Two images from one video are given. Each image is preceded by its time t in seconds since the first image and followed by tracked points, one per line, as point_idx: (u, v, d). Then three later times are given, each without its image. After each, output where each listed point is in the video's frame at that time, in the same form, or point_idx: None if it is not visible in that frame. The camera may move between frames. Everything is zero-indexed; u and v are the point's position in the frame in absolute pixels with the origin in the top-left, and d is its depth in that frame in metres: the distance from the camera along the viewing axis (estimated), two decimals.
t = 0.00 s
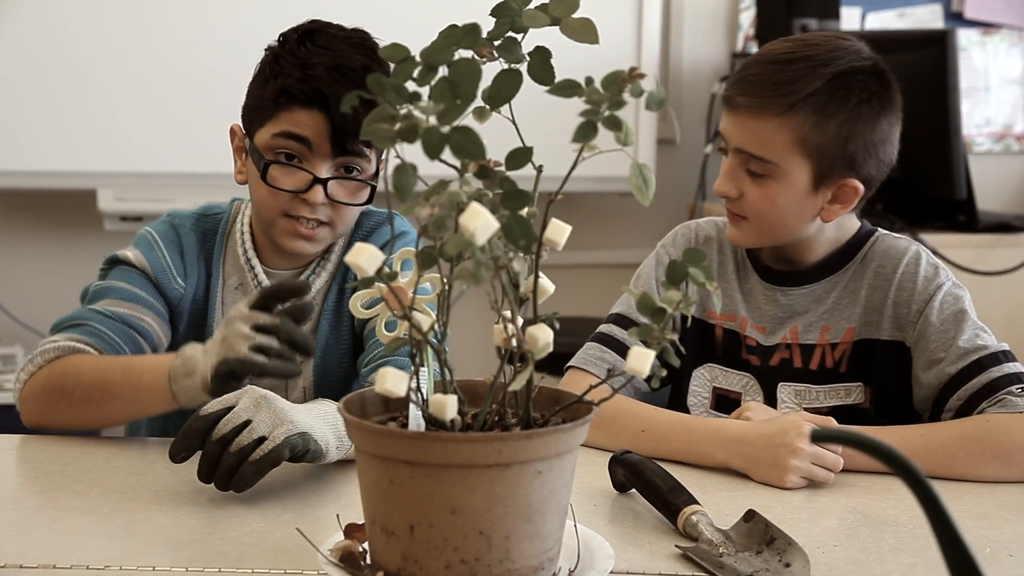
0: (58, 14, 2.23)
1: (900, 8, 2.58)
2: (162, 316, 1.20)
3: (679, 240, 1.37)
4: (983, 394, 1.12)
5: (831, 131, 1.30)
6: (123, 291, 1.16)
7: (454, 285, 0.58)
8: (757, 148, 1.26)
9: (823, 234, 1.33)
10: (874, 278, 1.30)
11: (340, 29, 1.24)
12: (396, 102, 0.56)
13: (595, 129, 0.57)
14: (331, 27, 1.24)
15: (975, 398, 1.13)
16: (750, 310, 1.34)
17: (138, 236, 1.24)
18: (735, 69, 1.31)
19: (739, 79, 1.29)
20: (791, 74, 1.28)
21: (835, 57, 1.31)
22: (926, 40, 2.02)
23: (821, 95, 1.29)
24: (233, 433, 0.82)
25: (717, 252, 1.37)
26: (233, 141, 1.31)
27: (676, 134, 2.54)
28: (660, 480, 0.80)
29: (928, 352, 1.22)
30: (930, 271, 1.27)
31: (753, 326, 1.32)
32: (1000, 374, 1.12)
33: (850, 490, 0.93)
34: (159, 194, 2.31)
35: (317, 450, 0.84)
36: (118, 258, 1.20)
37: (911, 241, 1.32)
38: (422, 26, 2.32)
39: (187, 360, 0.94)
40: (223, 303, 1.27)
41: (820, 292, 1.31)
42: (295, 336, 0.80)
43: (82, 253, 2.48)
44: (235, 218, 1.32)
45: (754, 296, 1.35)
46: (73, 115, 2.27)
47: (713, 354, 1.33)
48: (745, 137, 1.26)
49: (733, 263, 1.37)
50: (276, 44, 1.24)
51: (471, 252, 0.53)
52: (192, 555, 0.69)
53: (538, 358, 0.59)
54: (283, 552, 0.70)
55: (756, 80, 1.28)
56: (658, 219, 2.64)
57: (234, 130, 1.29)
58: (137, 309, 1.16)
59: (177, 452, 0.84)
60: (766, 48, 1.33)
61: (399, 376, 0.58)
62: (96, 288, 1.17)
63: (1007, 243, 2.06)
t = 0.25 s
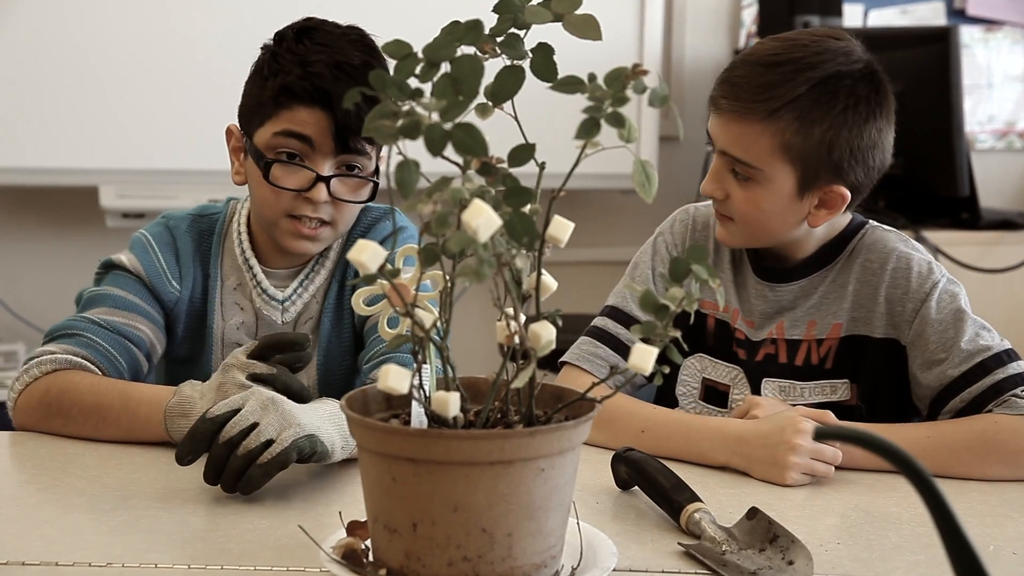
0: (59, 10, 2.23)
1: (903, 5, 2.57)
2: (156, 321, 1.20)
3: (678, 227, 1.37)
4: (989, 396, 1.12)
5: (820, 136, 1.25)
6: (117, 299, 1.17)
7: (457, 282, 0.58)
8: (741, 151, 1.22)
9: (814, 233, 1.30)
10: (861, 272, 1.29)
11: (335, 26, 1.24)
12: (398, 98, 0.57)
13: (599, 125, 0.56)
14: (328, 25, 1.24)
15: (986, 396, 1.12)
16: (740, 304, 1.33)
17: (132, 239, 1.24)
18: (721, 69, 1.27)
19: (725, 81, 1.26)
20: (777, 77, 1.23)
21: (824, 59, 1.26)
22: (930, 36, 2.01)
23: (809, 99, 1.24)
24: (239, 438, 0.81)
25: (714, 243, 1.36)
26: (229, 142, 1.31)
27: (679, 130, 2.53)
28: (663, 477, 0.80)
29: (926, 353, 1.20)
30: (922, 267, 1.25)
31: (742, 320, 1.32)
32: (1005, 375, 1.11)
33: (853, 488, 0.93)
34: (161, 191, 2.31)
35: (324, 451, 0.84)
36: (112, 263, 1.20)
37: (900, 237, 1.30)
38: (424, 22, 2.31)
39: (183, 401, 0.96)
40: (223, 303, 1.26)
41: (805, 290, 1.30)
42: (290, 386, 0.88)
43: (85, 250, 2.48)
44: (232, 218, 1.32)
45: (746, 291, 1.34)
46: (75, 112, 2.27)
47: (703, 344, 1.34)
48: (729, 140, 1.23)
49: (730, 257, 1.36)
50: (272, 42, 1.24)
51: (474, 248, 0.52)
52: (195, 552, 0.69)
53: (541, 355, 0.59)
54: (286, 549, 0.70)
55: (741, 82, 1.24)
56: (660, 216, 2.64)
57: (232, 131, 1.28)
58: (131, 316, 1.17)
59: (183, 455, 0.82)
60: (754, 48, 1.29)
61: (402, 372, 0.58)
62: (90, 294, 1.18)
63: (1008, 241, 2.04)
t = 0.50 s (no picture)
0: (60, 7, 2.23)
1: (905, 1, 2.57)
2: (163, 312, 1.20)
3: (681, 227, 1.36)
4: (1001, 393, 1.12)
5: (813, 158, 1.23)
6: (125, 288, 1.16)
7: (459, 278, 0.58)
8: (732, 165, 1.21)
9: (806, 246, 1.29)
10: (854, 275, 1.28)
11: (333, 24, 1.24)
12: (401, 94, 0.56)
13: (602, 121, 0.56)
14: (326, 23, 1.23)
15: (1001, 390, 1.12)
16: (739, 304, 1.33)
17: (137, 233, 1.24)
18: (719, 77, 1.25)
19: (721, 91, 1.23)
20: (774, 95, 1.21)
21: (824, 80, 1.23)
22: (933, 33, 2.01)
23: (804, 120, 1.22)
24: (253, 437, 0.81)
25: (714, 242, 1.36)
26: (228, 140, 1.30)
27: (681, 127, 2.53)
28: (666, 474, 0.80)
29: (931, 354, 1.20)
30: (919, 271, 1.25)
31: (741, 320, 1.32)
32: (1016, 370, 1.13)
33: (856, 485, 0.93)
34: (162, 187, 2.31)
35: (333, 449, 0.84)
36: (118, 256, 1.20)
37: (892, 240, 1.29)
38: (426, 18, 2.31)
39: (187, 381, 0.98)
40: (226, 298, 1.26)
41: (799, 295, 1.29)
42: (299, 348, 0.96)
43: (87, 246, 2.48)
44: (235, 213, 1.31)
45: (746, 289, 1.34)
46: (77, 108, 2.27)
47: (704, 344, 1.34)
48: (721, 152, 1.21)
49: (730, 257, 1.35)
50: (269, 42, 1.23)
51: (476, 245, 0.52)
52: (196, 549, 0.69)
53: (543, 351, 0.59)
54: (288, 547, 0.70)
55: (737, 96, 1.21)
56: (662, 212, 2.63)
57: (230, 130, 1.28)
58: (140, 305, 1.16)
59: (193, 452, 0.83)
60: (755, 57, 1.26)
61: (404, 369, 0.58)
62: (97, 287, 1.17)
63: (1011, 238, 2.04)
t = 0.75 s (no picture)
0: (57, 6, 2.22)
1: None
2: (158, 311, 1.20)
3: (684, 228, 1.37)
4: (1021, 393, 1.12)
5: (813, 162, 1.23)
6: (119, 287, 1.16)
7: (455, 277, 0.58)
8: (731, 171, 1.21)
9: (808, 248, 1.29)
10: (862, 282, 1.27)
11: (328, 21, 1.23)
12: (398, 93, 0.56)
13: (598, 119, 0.56)
14: (321, 21, 1.24)
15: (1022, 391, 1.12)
16: (741, 305, 1.34)
17: (134, 232, 1.24)
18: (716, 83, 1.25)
19: (719, 98, 1.24)
20: (771, 101, 1.21)
21: (822, 84, 1.23)
22: (931, 31, 2.01)
23: (803, 125, 1.22)
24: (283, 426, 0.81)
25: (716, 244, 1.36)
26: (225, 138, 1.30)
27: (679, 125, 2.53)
28: (663, 473, 0.80)
29: (945, 358, 1.19)
30: (929, 277, 1.23)
31: (742, 321, 1.33)
32: None
33: (853, 483, 0.93)
34: (160, 186, 2.31)
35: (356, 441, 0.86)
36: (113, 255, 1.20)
37: (899, 245, 1.29)
38: (424, 17, 2.31)
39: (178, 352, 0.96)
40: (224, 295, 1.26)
41: (803, 298, 1.29)
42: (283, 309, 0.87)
43: (85, 245, 2.48)
44: (232, 213, 1.31)
45: (748, 289, 1.34)
46: (75, 107, 2.26)
47: (705, 346, 1.35)
48: (720, 159, 1.22)
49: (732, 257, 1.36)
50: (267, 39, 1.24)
51: (473, 243, 0.52)
52: (193, 548, 0.69)
53: (540, 350, 0.59)
54: (285, 546, 0.70)
55: (734, 103, 1.22)
56: (661, 211, 2.63)
57: (227, 129, 1.28)
58: (134, 304, 1.16)
59: (227, 432, 0.81)
60: (752, 60, 1.26)
61: (401, 367, 0.58)
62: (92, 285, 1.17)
63: (1010, 235, 2.04)
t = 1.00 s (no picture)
0: (57, 7, 2.22)
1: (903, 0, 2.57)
2: (150, 312, 1.20)
3: (689, 229, 1.37)
4: None
5: (824, 167, 1.23)
6: (111, 288, 1.16)
7: (455, 278, 0.58)
8: (742, 173, 1.21)
9: (817, 252, 1.29)
10: (869, 283, 1.28)
11: (324, 23, 1.24)
12: (397, 94, 0.56)
13: (597, 121, 0.56)
14: (319, 23, 1.23)
15: None
16: (747, 306, 1.33)
17: (128, 234, 1.25)
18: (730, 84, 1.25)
19: (732, 100, 1.24)
20: (783, 105, 1.21)
21: (836, 89, 1.22)
22: (930, 32, 2.00)
23: (815, 131, 1.22)
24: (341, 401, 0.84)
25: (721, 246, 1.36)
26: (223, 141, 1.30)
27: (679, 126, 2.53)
28: (662, 474, 0.80)
29: (950, 361, 1.20)
30: (935, 280, 1.24)
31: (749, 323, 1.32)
32: None
33: (853, 484, 0.93)
34: (160, 187, 2.31)
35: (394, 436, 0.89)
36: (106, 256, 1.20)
37: (905, 246, 1.29)
38: (424, 18, 2.31)
39: (151, 379, 0.98)
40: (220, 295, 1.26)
41: (808, 300, 1.29)
42: (253, 353, 0.86)
43: (85, 247, 2.48)
44: (227, 214, 1.31)
45: (754, 292, 1.34)
46: (75, 108, 2.26)
47: (710, 348, 1.35)
48: (731, 161, 1.22)
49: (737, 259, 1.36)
50: (262, 42, 1.24)
51: (472, 244, 0.52)
52: (193, 549, 0.69)
53: (540, 351, 0.59)
54: (285, 547, 0.70)
55: (747, 106, 1.22)
56: (660, 211, 2.63)
57: (225, 131, 1.28)
58: (126, 305, 1.16)
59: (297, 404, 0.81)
60: (767, 62, 1.26)
61: (401, 369, 0.58)
62: (84, 285, 1.17)
63: (1010, 236, 2.05)
